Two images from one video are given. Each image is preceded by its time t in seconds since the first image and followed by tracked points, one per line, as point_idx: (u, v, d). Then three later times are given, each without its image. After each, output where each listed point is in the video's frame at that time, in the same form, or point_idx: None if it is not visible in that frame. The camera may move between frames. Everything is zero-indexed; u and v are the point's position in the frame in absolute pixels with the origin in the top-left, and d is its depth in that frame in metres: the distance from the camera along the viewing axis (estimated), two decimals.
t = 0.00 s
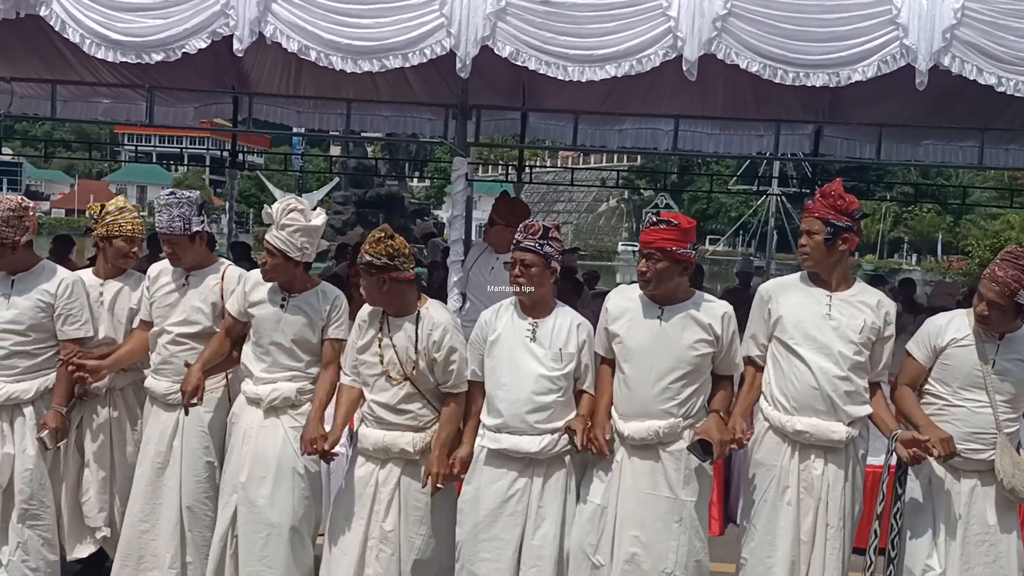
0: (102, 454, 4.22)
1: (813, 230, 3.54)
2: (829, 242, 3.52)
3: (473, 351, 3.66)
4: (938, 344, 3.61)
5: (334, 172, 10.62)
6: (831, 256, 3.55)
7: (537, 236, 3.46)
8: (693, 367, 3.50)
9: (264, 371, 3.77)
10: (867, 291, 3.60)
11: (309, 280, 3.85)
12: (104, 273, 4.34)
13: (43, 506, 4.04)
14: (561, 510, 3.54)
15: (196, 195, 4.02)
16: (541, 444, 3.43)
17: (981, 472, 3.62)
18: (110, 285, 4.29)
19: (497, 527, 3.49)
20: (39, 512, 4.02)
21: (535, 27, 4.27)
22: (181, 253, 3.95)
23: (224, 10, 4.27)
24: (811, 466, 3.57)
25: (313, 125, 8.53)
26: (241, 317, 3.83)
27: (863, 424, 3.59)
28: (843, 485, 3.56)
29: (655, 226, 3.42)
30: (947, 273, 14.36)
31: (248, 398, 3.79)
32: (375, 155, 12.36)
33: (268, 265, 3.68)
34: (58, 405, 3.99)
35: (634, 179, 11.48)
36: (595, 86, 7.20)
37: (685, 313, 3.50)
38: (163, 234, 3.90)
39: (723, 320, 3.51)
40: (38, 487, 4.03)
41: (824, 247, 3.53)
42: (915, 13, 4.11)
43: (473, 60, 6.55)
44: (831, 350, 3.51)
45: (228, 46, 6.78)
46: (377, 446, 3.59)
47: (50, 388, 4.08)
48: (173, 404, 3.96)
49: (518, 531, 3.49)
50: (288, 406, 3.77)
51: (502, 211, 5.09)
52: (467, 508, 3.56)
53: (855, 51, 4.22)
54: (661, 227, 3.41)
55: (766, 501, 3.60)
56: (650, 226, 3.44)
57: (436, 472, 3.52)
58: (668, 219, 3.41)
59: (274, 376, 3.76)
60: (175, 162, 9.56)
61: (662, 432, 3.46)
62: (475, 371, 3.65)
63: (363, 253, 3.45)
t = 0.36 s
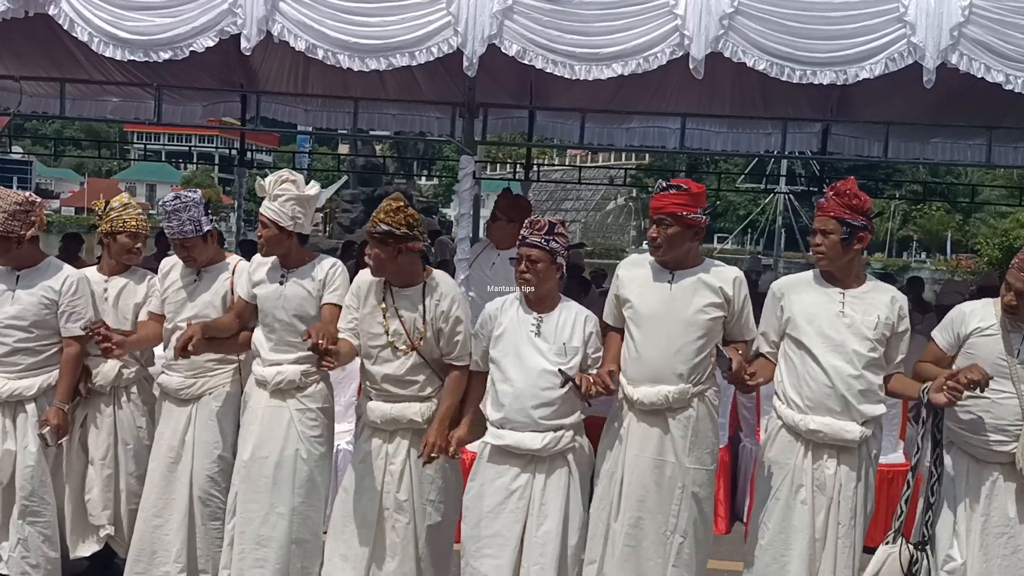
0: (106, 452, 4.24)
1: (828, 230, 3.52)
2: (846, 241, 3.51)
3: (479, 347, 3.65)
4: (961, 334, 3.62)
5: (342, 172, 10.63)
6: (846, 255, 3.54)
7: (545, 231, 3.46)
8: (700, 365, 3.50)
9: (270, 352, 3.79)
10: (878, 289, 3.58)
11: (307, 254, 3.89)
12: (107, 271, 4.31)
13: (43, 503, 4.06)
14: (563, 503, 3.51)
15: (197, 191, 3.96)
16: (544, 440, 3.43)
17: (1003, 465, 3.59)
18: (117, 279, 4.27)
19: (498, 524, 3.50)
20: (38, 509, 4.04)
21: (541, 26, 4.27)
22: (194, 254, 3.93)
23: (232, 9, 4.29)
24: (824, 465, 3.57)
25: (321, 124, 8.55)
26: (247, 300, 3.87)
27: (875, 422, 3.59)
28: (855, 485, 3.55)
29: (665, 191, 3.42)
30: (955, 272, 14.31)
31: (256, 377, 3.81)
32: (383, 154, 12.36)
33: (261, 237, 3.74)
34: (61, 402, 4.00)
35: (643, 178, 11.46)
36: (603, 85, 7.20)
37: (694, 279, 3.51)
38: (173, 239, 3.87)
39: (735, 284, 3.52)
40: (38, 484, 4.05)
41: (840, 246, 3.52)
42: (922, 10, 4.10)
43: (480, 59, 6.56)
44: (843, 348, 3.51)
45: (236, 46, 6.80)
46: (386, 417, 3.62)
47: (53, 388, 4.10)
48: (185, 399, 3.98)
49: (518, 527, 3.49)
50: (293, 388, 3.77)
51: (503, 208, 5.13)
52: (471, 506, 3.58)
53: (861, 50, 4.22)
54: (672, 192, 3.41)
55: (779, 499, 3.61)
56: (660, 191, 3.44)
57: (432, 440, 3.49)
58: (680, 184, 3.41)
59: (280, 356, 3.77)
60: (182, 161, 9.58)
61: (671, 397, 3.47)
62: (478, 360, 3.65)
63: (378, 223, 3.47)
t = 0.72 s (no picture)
0: (118, 450, 4.26)
1: (855, 231, 3.49)
2: (873, 243, 3.50)
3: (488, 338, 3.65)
4: (973, 340, 3.61)
5: (351, 170, 10.64)
6: (870, 256, 3.53)
7: (551, 228, 3.46)
8: (712, 365, 3.49)
9: (274, 352, 3.80)
10: (893, 288, 3.57)
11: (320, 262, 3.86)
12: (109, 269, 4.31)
13: (59, 499, 4.08)
14: (568, 498, 3.51)
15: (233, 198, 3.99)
16: (547, 436, 3.43)
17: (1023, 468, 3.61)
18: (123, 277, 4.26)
19: (502, 518, 3.51)
20: (53, 506, 4.06)
21: (551, 24, 4.27)
22: (195, 248, 3.94)
23: (242, 8, 4.29)
24: (838, 464, 3.56)
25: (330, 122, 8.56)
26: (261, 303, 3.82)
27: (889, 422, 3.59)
28: (869, 486, 3.55)
29: (683, 212, 3.37)
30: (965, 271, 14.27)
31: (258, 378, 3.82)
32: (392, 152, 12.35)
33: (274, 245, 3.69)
34: (70, 403, 4.05)
35: (653, 176, 11.43)
36: (611, 83, 7.20)
37: (717, 300, 3.48)
38: (185, 226, 3.89)
39: (753, 301, 3.51)
40: (53, 482, 4.07)
41: (866, 248, 3.50)
42: (933, 9, 4.09)
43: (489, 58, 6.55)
44: (859, 349, 3.50)
45: (246, 45, 6.81)
46: (396, 426, 3.59)
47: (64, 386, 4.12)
48: (197, 400, 3.98)
49: (521, 521, 3.50)
50: (294, 389, 3.78)
51: (501, 206, 5.25)
52: (479, 504, 3.60)
53: (871, 48, 4.21)
54: (689, 214, 3.36)
55: (793, 499, 3.61)
56: (677, 212, 3.40)
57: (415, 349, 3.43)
58: (699, 206, 3.36)
59: (283, 359, 3.78)
60: (192, 159, 9.60)
61: (690, 415, 3.48)
62: (484, 352, 3.62)
63: (407, 226, 3.52)
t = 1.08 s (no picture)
0: (123, 450, 4.29)
1: (865, 233, 3.48)
2: (884, 244, 3.49)
3: (501, 342, 3.65)
4: (979, 335, 3.64)
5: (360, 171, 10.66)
6: (879, 257, 3.52)
7: (566, 231, 3.47)
8: (722, 367, 3.48)
9: (283, 365, 3.83)
10: (904, 289, 3.58)
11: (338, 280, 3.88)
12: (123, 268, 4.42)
13: (61, 499, 4.09)
14: (580, 501, 3.52)
15: (238, 202, 3.98)
16: (561, 436, 3.44)
17: None
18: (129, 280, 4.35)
19: (517, 517, 3.52)
20: (57, 505, 4.07)
21: (559, 26, 4.28)
22: (199, 255, 3.96)
23: (252, 10, 4.31)
24: (847, 466, 3.56)
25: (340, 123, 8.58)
26: (269, 314, 3.85)
27: (900, 424, 3.58)
28: (878, 487, 3.54)
29: (689, 230, 3.36)
30: (975, 272, 14.24)
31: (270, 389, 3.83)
32: (400, 152, 12.36)
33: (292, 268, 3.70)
34: (81, 400, 4.02)
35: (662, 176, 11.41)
36: (620, 84, 7.20)
37: (724, 317, 3.49)
38: (189, 233, 3.92)
39: (760, 320, 3.51)
40: (57, 481, 4.09)
41: (877, 249, 3.49)
42: (942, 9, 4.09)
43: (497, 59, 6.57)
44: (868, 352, 3.50)
45: (256, 46, 6.83)
46: (403, 438, 3.63)
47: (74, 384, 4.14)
48: (210, 402, 4.00)
49: (537, 522, 3.50)
50: (309, 399, 3.80)
51: (495, 207, 5.24)
52: (493, 506, 3.61)
53: (880, 49, 4.20)
54: (695, 232, 3.35)
55: (800, 499, 3.62)
56: (683, 229, 3.38)
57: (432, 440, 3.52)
58: (706, 225, 3.34)
59: (294, 370, 3.80)
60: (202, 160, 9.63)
61: (696, 429, 3.48)
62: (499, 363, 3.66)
63: (416, 240, 3.52)
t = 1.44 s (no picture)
0: (132, 449, 4.31)
1: (875, 234, 3.50)
2: (894, 244, 3.51)
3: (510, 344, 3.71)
4: (986, 335, 3.68)
5: (367, 172, 10.68)
6: (888, 257, 3.54)
7: (565, 232, 3.47)
8: (728, 363, 3.50)
9: (293, 353, 3.82)
10: (911, 290, 3.59)
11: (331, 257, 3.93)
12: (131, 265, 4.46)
13: (77, 498, 4.12)
14: (587, 502, 3.53)
15: (224, 201, 4.01)
16: (569, 437, 3.46)
17: None
18: (135, 279, 4.40)
19: (520, 518, 3.54)
20: (72, 505, 4.10)
21: (566, 28, 4.29)
22: (188, 254, 4.00)
23: (260, 13, 4.33)
24: (854, 467, 3.57)
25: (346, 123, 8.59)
26: (271, 302, 3.84)
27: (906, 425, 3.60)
28: (885, 488, 3.56)
29: (702, 191, 3.41)
30: (983, 272, 14.21)
31: (280, 377, 3.85)
32: (407, 153, 12.36)
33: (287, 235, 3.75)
34: (87, 399, 4.02)
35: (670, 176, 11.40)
36: (626, 87, 7.21)
37: (731, 276, 3.51)
38: (177, 233, 3.95)
39: (770, 281, 3.52)
40: (73, 480, 4.12)
41: (887, 249, 3.51)
42: (948, 11, 4.10)
43: (504, 61, 6.58)
44: (877, 351, 3.51)
45: (264, 48, 6.85)
46: (408, 418, 3.63)
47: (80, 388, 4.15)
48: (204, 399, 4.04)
49: (541, 523, 3.52)
50: (320, 389, 3.82)
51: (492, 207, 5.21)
52: (500, 505, 3.61)
53: (886, 51, 4.20)
54: (709, 193, 3.40)
55: (808, 500, 3.62)
56: (696, 191, 3.43)
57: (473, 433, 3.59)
58: (718, 184, 3.40)
59: (304, 359, 3.81)
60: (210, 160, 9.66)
61: (702, 391, 3.49)
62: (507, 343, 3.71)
63: (421, 234, 3.45)
